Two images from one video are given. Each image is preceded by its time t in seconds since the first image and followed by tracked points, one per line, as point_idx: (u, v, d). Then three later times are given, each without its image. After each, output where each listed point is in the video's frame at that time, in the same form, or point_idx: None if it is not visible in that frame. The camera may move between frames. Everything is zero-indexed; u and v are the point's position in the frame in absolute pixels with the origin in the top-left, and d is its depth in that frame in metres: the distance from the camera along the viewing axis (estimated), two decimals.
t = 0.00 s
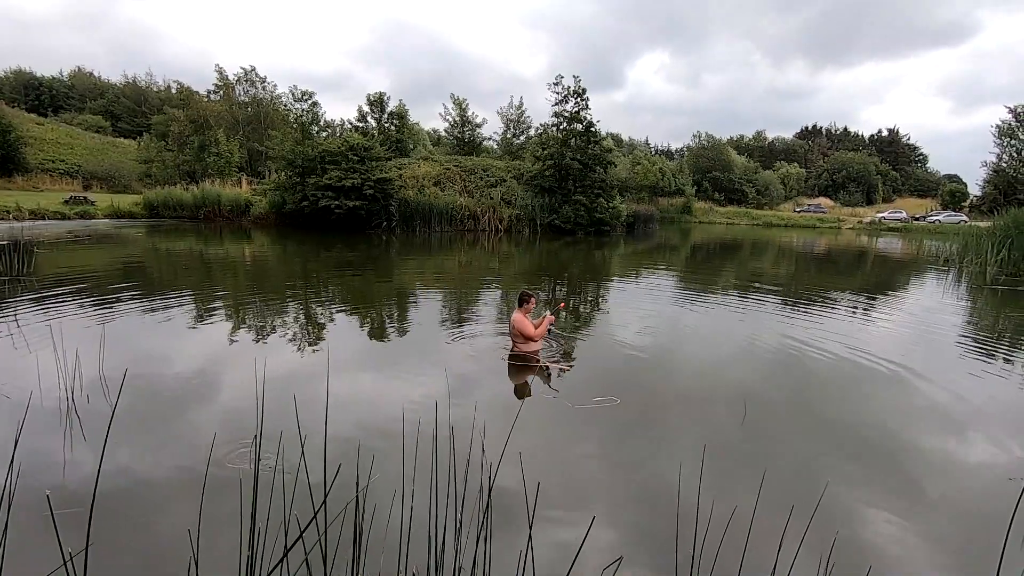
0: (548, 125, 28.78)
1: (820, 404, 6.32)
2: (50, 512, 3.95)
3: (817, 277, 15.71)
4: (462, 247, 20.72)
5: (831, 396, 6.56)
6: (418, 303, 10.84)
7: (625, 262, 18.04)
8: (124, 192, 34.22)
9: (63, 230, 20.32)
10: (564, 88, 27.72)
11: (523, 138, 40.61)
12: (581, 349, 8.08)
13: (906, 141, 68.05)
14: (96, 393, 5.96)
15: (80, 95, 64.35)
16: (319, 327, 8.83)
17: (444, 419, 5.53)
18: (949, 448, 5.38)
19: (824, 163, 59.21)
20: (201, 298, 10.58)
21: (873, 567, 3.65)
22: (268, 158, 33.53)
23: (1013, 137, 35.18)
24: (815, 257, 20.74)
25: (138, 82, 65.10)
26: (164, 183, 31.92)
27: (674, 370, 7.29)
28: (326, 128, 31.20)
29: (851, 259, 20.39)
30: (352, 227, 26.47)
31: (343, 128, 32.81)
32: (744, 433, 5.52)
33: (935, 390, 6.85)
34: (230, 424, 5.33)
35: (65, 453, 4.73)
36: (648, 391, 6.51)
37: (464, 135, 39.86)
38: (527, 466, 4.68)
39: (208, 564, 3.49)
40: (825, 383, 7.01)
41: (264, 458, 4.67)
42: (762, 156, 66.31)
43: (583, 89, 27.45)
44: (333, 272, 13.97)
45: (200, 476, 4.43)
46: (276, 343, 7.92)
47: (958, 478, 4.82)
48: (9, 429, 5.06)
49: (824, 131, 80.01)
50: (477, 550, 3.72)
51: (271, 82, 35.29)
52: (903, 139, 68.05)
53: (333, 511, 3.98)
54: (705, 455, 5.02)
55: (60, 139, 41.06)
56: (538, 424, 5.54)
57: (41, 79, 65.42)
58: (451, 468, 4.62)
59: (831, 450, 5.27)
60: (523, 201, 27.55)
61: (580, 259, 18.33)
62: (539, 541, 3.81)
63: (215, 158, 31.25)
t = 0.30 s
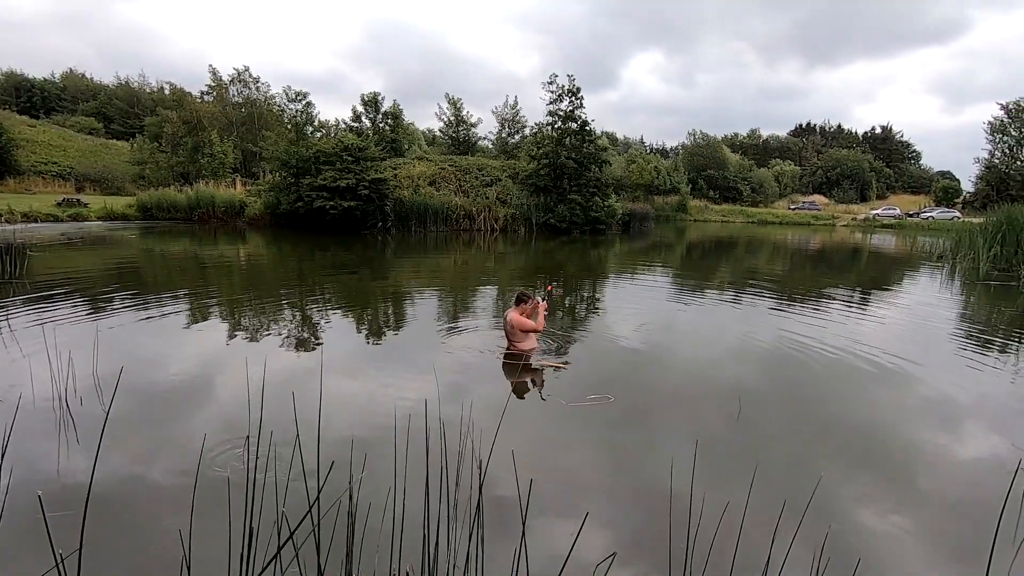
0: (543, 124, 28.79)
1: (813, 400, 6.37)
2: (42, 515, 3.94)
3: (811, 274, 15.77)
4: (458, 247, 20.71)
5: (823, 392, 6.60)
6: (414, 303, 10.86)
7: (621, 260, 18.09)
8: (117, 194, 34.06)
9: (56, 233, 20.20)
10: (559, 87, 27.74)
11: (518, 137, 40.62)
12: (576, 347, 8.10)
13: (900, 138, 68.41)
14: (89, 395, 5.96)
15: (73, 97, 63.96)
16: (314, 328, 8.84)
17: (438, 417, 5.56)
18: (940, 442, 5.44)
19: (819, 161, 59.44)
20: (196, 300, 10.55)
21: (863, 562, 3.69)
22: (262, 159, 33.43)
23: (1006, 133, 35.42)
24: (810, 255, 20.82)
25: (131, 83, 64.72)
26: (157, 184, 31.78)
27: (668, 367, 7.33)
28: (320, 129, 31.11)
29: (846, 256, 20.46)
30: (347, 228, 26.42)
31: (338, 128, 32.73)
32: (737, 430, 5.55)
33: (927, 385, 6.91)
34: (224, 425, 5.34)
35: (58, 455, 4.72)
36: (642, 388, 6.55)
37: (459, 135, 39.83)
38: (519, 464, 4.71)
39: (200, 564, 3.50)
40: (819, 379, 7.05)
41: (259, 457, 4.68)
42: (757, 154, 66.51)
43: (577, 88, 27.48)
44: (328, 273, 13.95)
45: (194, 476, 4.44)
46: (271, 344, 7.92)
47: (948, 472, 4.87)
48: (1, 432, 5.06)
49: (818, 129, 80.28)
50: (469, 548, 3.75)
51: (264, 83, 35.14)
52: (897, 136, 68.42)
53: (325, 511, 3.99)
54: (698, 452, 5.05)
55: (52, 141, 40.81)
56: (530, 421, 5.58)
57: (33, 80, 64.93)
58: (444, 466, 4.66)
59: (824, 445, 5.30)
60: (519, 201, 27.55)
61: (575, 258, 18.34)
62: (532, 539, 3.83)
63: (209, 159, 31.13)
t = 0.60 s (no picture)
0: (535, 119, 28.72)
1: (804, 393, 6.41)
2: (30, 514, 3.92)
3: (803, 268, 15.84)
4: (451, 242, 20.64)
5: (814, 386, 6.65)
6: (407, 298, 10.82)
7: (614, 255, 18.11)
8: (105, 189, 33.65)
9: (43, 228, 19.94)
10: (551, 82, 27.67)
11: (511, 131, 40.50)
12: (569, 342, 8.11)
13: (890, 133, 68.92)
14: (78, 393, 5.90)
15: (58, 90, 63.02)
16: (306, 323, 8.79)
17: (431, 413, 5.55)
18: (928, 435, 5.50)
19: (810, 156, 59.77)
20: (186, 296, 10.45)
21: (853, 554, 3.73)
22: (253, 153, 33.12)
23: (994, 128, 35.77)
24: (801, 249, 20.94)
25: (118, 76, 63.87)
26: (146, 179, 31.43)
27: (661, 362, 7.36)
28: (311, 123, 30.83)
29: (836, 251, 20.61)
30: (339, 222, 26.27)
31: (329, 122, 32.47)
32: (730, 425, 5.57)
33: (916, 378, 6.98)
34: (215, 422, 5.30)
35: (46, 454, 4.68)
36: (635, 383, 6.56)
37: (451, 129, 39.64)
38: (512, 459, 4.71)
39: (192, 563, 3.48)
40: (810, 373, 7.09)
41: (250, 454, 4.66)
42: (748, 149, 66.74)
43: (570, 82, 27.41)
44: (320, 268, 13.85)
45: (184, 473, 4.41)
46: (263, 340, 7.88)
47: (936, 464, 4.93)
48: None
49: (809, 124, 80.69)
50: (463, 544, 3.75)
51: (254, 76, 34.78)
52: (887, 132, 68.92)
53: (317, 507, 3.98)
54: (690, 446, 5.07)
55: (38, 134, 40.20)
56: (524, 416, 5.58)
57: (17, 73, 63.86)
58: (436, 461, 4.65)
59: (815, 439, 5.34)
60: (511, 195, 27.49)
61: (568, 253, 18.35)
62: (525, 534, 3.83)
63: (198, 153, 30.78)
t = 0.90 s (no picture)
0: (529, 113, 28.64)
1: (793, 389, 6.48)
2: (19, 508, 3.90)
3: (794, 265, 15.95)
4: (444, 236, 20.60)
5: (802, 381, 6.73)
6: (400, 292, 10.79)
7: (607, 250, 18.14)
8: (94, 180, 33.27)
9: (31, 220, 19.70)
10: (545, 76, 27.60)
11: (504, 126, 40.38)
12: (562, 337, 8.14)
13: (881, 131, 69.39)
14: (67, 387, 5.86)
15: (45, 80, 62.14)
16: (299, 317, 8.75)
17: (423, 407, 5.56)
18: (914, 429, 5.59)
19: (802, 153, 60.07)
20: (177, 289, 10.37)
21: (838, 545, 3.79)
22: (244, 145, 32.84)
23: (983, 127, 36.09)
24: (792, 246, 21.09)
25: (106, 67, 63.06)
26: (136, 171, 31.10)
27: (652, 357, 7.41)
28: (304, 115, 30.55)
29: (827, 247, 20.76)
30: (332, 216, 26.14)
31: (322, 115, 32.22)
32: (719, 420, 5.60)
33: (903, 373, 7.07)
34: (207, 416, 5.28)
35: (35, 447, 4.65)
36: (626, 378, 6.60)
37: (445, 123, 39.46)
38: (504, 453, 4.73)
39: (185, 557, 3.49)
40: (799, 369, 7.16)
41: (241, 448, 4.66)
42: (741, 146, 66.95)
43: (564, 77, 27.36)
44: (312, 262, 13.77)
45: (176, 467, 4.40)
46: (255, 333, 7.85)
47: (921, 458, 5.01)
48: None
49: (801, 121, 81.11)
50: (454, 536, 3.79)
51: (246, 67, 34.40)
52: (878, 130, 69.39)
53: (308, 501, 3.99)
54: (680, 440, 5.12)
55: (25, 125, 39.63)
56: (515, 410, 5.61)
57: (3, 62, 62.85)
58: (428, 456, 4.67)
59: (804, 433, 5.40)
60: (505, 190, 27.44)
61: (561, 248, 18.36)
62: (517, 527, 3.87)
63: (189, 145, 30.47)
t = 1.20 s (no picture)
0: (524, 110, 28.58)
1: (783, 386, 6.52)
2: (10, 504, 3.88)
3: (787, 263, 16.03)
4: (438, 233, 20.55)
5: (794, 378, 6.78)
6: (393, 289, 10.76)
7: (601, 248, 18.17)
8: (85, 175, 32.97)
9: (20, 214, 19.52)
10: (541, 73, 27.54)
11: (499, 123, 40.30)
12: (555, 334, 8.15)
13: (874, 131, 69.78)
14: (57, 382, 5.82)
15: (35, 72, 61.46)
16: (292, 313, 8.72)
17: (418, 404, 5.57)
18: (903, 427, 5.64)
19: (796, 152, 60.32)
20: (169, 284, 10.31)
21: (828, 541, 3.83)
22: (237, 140, 32.60)
23: (975, 127, 36.35)
24: (785, 244, 21.20)
25: (98, 60, 62.50)
26: (127, 165, 30.84)
27: (645, 354, 7.44)
28: (297, 110, 30.33)
29: (819, 246, 20.88)
30: (325, 212, 26.03)
31: (316, 111, 32.03)
32: (710, 417, 5.64)
33: (893, 371, 7.13)
34: (199, 412, 5.27)
35: (26, 443, 4.63)
36: (618, 374, 6.64)
37: (440, 119, 39.32)
38: (497, 449, 4.75)
39: (177, 553, 3.49)
40: (790, 366, 7.21)
41: (236, 443, 4.66)
42: (736, 144, 67.12)
43: (559, 74, 27.30)
44: (306, 258, 13.70)
45: (169, 463, 4.40)
46: (248, 329, 7.82)
47: (910, 455, 5.07)
48: None
49: (795, 120, 81.39)
50: (448, 532, 3.81)
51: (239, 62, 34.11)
52: (871, 129, 69.76)
53: (303, 498, 3.99)
54: (671, 437, 5.15)
55: (14, 118, 39.20)
56: (508, 407, 5.63)
57: None
58: (422, 453, 4.68)
59: (793, 431, 5.45)
60: (500, 187, 27.38)
61: (555, 246, 18.36)
62: (510, 523, 3.89)
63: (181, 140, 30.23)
